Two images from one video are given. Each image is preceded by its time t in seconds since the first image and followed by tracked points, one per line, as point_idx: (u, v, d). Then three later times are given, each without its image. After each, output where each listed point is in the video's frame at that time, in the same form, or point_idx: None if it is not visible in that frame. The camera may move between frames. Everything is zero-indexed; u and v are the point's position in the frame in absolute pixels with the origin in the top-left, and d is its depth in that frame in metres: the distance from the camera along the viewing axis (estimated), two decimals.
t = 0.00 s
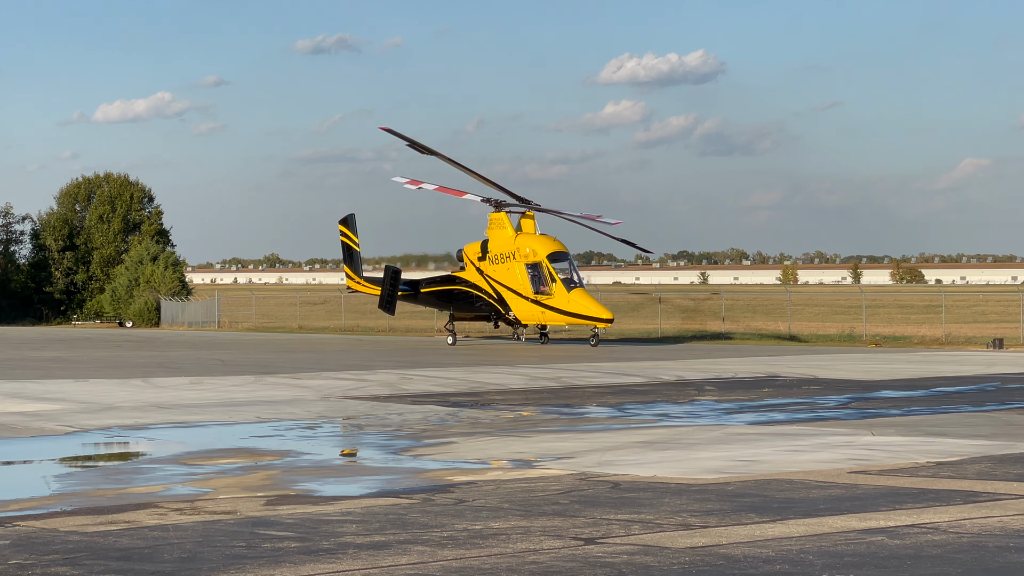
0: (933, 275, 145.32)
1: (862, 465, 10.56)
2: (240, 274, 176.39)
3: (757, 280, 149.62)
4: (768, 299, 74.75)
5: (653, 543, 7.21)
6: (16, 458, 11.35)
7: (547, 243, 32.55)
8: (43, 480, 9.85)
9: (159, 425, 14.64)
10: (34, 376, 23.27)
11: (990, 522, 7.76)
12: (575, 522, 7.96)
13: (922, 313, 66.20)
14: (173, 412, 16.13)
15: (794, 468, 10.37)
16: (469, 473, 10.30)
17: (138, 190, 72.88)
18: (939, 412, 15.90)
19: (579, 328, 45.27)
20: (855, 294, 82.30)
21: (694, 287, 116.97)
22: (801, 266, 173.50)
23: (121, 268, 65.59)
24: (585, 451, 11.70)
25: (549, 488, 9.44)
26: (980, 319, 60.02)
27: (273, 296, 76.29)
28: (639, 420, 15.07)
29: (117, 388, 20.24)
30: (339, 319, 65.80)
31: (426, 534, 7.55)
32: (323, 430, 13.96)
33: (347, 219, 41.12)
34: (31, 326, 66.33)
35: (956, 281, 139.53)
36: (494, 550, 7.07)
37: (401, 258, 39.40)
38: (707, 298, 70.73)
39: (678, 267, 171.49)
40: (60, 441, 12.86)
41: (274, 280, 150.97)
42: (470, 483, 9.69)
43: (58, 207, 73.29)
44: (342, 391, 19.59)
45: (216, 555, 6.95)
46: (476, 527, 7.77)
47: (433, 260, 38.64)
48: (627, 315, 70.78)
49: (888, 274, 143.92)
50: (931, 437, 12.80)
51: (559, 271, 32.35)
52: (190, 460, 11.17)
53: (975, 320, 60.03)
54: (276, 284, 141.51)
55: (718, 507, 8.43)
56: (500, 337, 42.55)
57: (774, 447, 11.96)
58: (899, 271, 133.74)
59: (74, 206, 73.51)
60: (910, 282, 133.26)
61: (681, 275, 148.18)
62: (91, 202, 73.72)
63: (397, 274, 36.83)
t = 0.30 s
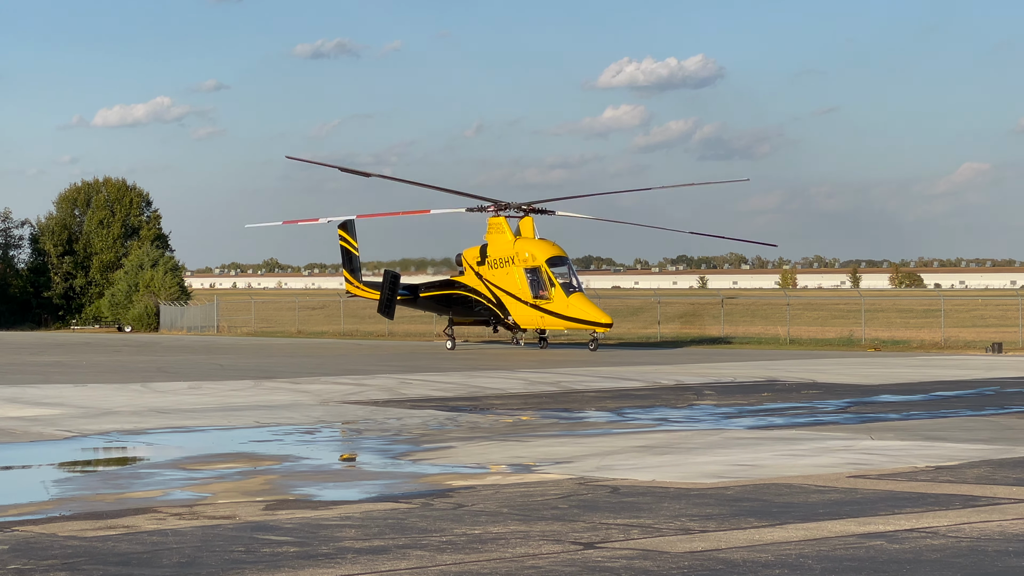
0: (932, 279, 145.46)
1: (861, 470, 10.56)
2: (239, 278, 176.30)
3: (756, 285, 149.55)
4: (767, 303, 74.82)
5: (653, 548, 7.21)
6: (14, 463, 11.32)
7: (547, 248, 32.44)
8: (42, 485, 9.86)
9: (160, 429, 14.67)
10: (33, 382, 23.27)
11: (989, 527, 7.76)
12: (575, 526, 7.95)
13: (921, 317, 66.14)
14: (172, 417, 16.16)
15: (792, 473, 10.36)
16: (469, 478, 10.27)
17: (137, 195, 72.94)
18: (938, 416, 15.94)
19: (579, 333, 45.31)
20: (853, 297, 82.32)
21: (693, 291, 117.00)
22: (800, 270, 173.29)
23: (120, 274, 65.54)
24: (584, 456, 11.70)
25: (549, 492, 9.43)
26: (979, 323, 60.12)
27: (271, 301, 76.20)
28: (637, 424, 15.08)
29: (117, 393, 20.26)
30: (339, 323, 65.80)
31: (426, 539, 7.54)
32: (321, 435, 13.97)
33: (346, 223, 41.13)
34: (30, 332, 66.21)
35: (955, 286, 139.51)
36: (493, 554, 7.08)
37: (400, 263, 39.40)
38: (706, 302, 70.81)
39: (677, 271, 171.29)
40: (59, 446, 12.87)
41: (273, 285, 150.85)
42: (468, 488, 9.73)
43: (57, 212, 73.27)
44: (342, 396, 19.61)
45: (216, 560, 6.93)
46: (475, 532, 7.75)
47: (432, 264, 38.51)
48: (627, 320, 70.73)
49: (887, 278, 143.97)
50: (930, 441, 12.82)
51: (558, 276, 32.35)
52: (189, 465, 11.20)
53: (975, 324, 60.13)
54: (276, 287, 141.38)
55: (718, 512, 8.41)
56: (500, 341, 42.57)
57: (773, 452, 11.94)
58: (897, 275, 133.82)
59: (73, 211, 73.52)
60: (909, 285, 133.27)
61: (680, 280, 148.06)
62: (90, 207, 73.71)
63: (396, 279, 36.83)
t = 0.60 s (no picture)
0: (931, 282, 145.66)
1: (860, 473, 10.56)
2: (240, 281, 176.28)
3: (756, 288, 149.60)
4: (766, 307, 74.87)
5: (653, 551, 7.20)
6: (15, 466, 11.33)
7: (546, 250, 32.52)
8: (42, 488, 9.87)
9: (159, 433, 14.67)
10: (32, 385, 23.26)
11: (988, 530, 7.76)
12: (575, 529, 7.95)
13: (921, 320, 66.10)
14: (172, 420, 16.14)
15: (792, 476, 10.36)
16: (468, 481, 10.27)
17: (137, 199, 73.12)
18: (938, 419, 15.94)
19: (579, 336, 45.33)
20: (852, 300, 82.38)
21: (692, 294, 117.07)
22: (800, 273, 173.30)
23: (120, 277, 65.52)
24: (584, 459, 11.71)
25: (549, 495, 9.43)
26: (979, 326, 60.11)
27: (271, 304, 76.24)
28: (637, 427, 15.08)
29: (116, 396, 20.27)
30: (338, 326, 65.81)
31: (426, 542, 7.53)
32: (321, 438, 13.98)
33: (347, 226, 41.16)
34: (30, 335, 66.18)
35: (955, 288, 139.55)
36: (492, 558, 7.07)
37: (400, 266, 39.44)
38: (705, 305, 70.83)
39: (676, 274, 171.23)
40: (59, 449, 12.87)
41: (272, 288, 150.80)
42: (468, 491, 9.73)
43: (57, 216, 73.29)
44: (342, 399, 19.61)
45: (216, 563, 6.93)
46: (475, 535, 7.75)
47: (432, 267, 38.60)
48: (627, 323, 70.75)
49: (886, 280, 144.09)
50: (929, 444, 12.83)
51: (558, 279, 32.36)
52: (188, 468, 11.20)
53: (974, 327, 60.13)
54: (275, 290, 141.33)
55: (718, 515, 8.41)
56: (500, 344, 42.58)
57: (773, 455, 11.93)
58: (897, 277, 133.90)
59: (72, 214, 73.46)
60: (908, 289, 133.30)
61: (681, 282, 148.05)
62: (89, 210, 73.73)
63: (396, 282, 36.81)
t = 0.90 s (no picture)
0: (932, 283, 145.85)
1: (861, 474, 10.56)
2: (240, 283, 176.19)
3: (756, 289, 149.55)
4: (768, 308, 74.82)
5: (653, 553, 7.20)
6: (15, 468, 11.32)
7: (547, 252, 32.53)
8: (42, 490, 9.86)
9: (160, 435, 14.66)
10: (31, 387, 23.25)
11: (989, 531, 7.77)
12: (575, 531, 7.96)
13: (921, 322, 66.07)
14: (173, 422, 16.14)
15: (793, 477, 10.37)
16: (469, 483, 10.27)
17: (139, 200, 73.03)
18: (938, 420, 15.93)
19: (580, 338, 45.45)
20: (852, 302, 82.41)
21: (693, 296, 117.02)
22: (800, 275, 173.31)
23: (121, 279, 65.45)
24: (585, 460, 11.72)
25: (549, 497, 9.44)
26: (980, 328, 60.08)
27: (271, 306, 76.16)
28: (638, 429, 15.08)
29: (117, 398, 20.25)
30: (338, 328, 65.76)
31: (427, 544, 7.54)
32: (321, 440, 13.98)
33: (347, 228, 41.12)
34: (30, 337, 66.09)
35: (956, 289, 139.42)
36: (493, 559, 7.07)
37: (401, 268, 39.43)
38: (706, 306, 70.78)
39: (676, 275, 171.21)
40: (59, 450, 12.88)
41: (274, 290, 150.73)
42: (469, 492, 9.73)
43: (57, 218, 73.20)
44: (342, 401, 19.61)
45: (217, 565, 6.93)
46: (476, 537, 7.75)
47: (432, 269, 38.68)
48: (628, 325, 70.73)
49: (887, 282, 144.16)
50: (930, 445, 12.83)
51: (559, 281, 32.36)
52: (189, 470, 11.21)
53: (975, 328, 60.10)
54: (276, 292, 141.27)
55: (718, 516, 8.42)
56: (500, 346, 42.59)
57: (773, 457, 11.93)
58: (897, 279, 133.78)
59: (72, 217, 73.39)
60: (909, 290, 133.27)
61: (681, 283, 147.98)
62: (90, 212, 73.63)
63: (396, 283, 36.81)
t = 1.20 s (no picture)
0: (934, 283, 145.88)
1: (863, 475, 10.55)
2: (242, 283, 176.29)
3: (758, 289, 149.43)
4: (769, 308, 74.82)
5: (655, 553, 7.20)
6: (17, 469, 11.33)
7: (548, 253, 32.51)
8: (43, 491, 9.87)
9: (161, 435, 14.68)
10: (33, 387, 23.24)
11: (991, 531, 7.76)
12: (577, 531, 7.96)
13: (923, 322, 66.01)
14: (174, 423, 16.13)
15: (794, 478, 10.37)
16: (471, 483, 10.27)
17: (140, 201, 73.06)
18: (940, 420, 15.91)
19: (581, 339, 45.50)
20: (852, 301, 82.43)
21: (694, 296, 116.87)
22: (801, 275, 173.30)
23: (123, 279, 65.48)
24: (586, 461, 11.72)
25: (551, 497, 9.44)
26: (982, 328, 60.02)
27: (273, 307, 76.19)
28: (639, 429, 15.08)
29: (118, 398, 20.24)
30: (340, 328, 65.75)
31: (428, 544, 7.54)
32: (323, 440, 13.98)
33: (349, 229, 41.11)
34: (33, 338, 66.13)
35: (957, 289, 139.39)
36: (494, 560, 7.07)
37: (403, 269, 39.42)
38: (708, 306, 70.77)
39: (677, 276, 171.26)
40: (61, 451, 12.89)
41: (275, 291, 150.72)
42: (470, 493, 9.73)
43: (59, 219, 73.24)
44: (344, 401, 19.63)
45: (218, 566, 6.93)
46: (477, 537, 7.76)
47: (434, 270, 38.63)
48: (629, 325, 70.74)
49: (888, 282, 144.13)
50: (932, 446, 12.82)
51: (560, 281, 32.36)
52: (191, 470, 11.21)
53: (977, 328, 60.04)
54: (278, 293, 141.29)
55: (720, 517, 8.42)
56: (502, 346, 42.61)
57: (775, 457, 11.92)
58: (899, 280, 133.64)
59: (74, 218, 73.36)
60: (910, 290, 133.31)
61: (682, 283, 147.95)
62: (91, 213, 73.71)
63: (398, 284, 36.76)
